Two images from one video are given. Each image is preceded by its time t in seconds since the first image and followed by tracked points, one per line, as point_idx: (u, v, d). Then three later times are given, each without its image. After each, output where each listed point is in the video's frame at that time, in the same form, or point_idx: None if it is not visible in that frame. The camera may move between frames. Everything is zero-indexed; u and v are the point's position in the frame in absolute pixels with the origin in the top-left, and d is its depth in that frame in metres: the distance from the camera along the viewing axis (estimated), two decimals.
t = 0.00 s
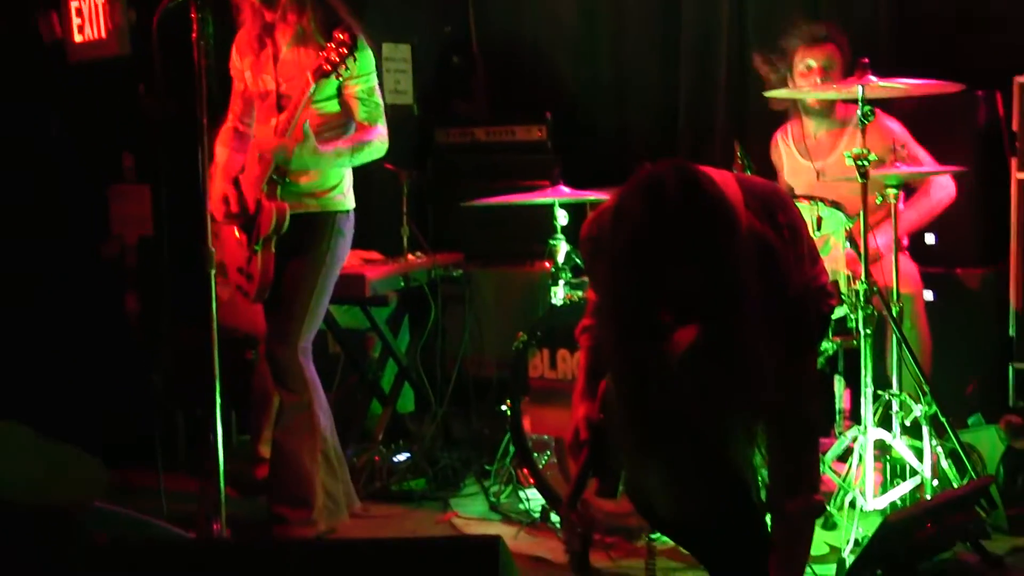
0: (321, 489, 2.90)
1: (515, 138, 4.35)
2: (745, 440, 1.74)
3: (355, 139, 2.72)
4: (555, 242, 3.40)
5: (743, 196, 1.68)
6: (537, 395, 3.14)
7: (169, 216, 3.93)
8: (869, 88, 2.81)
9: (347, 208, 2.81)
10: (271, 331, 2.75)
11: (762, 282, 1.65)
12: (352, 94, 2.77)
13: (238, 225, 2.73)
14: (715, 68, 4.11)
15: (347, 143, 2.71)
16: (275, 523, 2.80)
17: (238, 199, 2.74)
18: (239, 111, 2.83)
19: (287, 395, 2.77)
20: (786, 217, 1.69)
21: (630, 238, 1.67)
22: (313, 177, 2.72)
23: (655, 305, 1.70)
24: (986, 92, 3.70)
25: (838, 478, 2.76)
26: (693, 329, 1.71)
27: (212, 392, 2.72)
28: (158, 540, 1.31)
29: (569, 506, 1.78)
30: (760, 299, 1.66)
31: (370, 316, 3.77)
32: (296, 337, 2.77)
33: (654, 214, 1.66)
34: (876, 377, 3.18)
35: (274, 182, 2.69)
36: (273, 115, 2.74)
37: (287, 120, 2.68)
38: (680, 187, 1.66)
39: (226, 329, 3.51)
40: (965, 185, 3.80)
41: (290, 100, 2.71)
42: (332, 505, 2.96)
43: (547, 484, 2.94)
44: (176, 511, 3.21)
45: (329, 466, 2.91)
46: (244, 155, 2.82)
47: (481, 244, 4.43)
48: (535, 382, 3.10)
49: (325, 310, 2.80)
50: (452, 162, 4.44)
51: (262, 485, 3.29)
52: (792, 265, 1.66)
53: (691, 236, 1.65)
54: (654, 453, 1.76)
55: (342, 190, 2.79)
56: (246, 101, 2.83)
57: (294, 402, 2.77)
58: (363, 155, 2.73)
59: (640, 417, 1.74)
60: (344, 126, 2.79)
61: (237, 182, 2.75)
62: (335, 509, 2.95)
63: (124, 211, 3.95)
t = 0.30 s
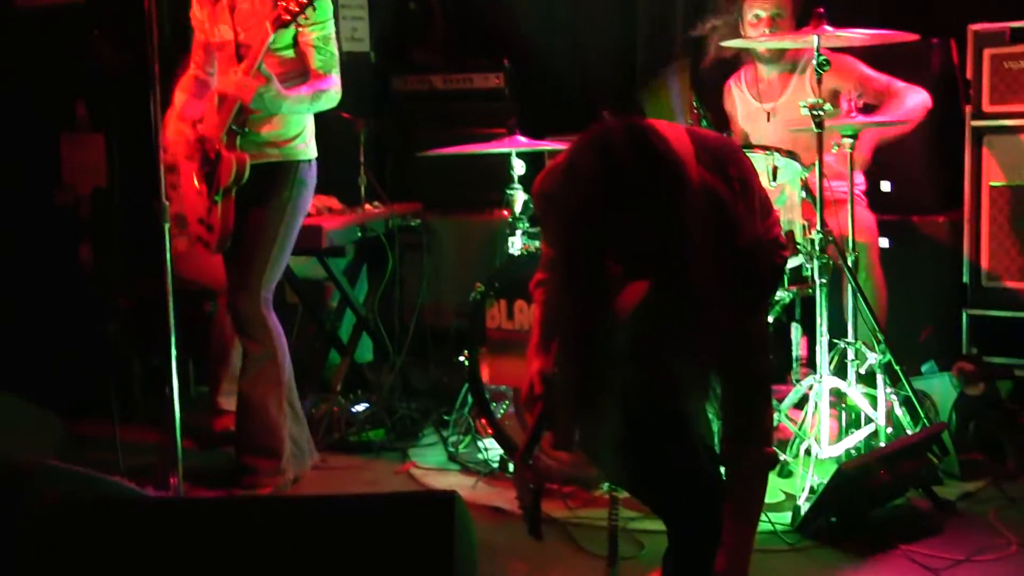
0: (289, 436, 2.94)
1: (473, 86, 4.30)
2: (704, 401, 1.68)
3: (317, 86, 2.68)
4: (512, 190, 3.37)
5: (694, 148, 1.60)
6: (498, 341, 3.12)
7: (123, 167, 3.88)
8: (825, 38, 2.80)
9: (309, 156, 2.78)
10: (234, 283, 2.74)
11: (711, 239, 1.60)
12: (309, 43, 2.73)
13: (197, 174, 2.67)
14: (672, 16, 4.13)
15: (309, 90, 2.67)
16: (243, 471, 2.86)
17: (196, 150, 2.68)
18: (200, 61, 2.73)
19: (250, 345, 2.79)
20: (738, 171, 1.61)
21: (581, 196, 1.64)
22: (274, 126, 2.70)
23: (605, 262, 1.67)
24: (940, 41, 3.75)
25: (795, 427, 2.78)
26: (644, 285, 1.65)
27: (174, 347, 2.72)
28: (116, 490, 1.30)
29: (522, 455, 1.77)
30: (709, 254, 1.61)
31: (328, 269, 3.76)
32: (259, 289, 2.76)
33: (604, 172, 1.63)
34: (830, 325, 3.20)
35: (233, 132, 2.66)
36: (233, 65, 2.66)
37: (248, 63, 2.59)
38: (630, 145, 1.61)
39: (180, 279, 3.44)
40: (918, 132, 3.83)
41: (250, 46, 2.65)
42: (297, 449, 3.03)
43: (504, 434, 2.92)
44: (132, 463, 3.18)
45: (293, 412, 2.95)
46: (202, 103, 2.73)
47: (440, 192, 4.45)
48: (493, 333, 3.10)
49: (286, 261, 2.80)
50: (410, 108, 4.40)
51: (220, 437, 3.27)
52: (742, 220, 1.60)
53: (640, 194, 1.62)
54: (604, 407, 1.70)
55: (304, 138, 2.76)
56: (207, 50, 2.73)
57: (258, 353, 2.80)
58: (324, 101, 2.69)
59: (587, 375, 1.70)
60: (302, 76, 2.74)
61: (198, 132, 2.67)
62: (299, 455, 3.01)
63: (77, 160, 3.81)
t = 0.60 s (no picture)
0: (270, 413, 2.93)
1: (428, 56, 4.30)
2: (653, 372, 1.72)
3: (268, 60, 2.62)
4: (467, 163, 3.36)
5: (645, 125, 1.60)
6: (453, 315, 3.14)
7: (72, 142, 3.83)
8: (778, 9, 2.79)
9: (271, 126, 2.73)
10: (213, 259, 2.71)
11: (661, 216, 1.61)
12: (262, 15, 2.66)
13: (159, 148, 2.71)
14: None
15: (260, 65, 2.60)
16: (218, 444, 2.85)
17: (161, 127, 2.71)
18: (161, 30, 2.79)
19: (231, 322, 2.78)
20: (689, 146, 1.60)
21: (532, 177, 1.62)
22: (232, 98, 2.64)
23: (557, 246, 1.65)
24: (892, 10, 3.77)
25: (750, 398, 2.78)
26: (595, 263, 1.65)
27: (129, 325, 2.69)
28: (60, 477, 1.28)
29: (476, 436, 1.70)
30: (660, 231, 1.61)
31: (284, 243, 3.72)
32: (239, 263, 2.74)
33: (554, 151, 1.60)
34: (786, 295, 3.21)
35: (189, 108, 2.64)
36: (188, 39, 2.65)
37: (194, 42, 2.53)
38: (581, 124, 1.59)
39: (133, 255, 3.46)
40: (873, 101, 3.85)
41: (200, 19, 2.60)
42: (277, 427, 3.00)
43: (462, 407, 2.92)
44: (87, 442, 3.16)
45: (273, 390, 2.93)
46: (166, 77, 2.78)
47: (395, 163, 4.41)
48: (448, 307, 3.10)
49: (261, 235, 2.79)
50: (363, 78, 4.38)
51: (177, 414, 3.24)
52: (693, 199, 1.60)
53: (590, 174, 1.60)
54: (557, 385, 1.71)
55: (265, 109, 2.71)
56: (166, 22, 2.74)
57: (239, 329, 2.78)
58: (274, 76, 2.63)
59: (538, 357, 1.68)
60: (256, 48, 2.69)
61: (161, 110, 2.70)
62: (280, 432, 2.98)
63: (25, 134, 3.71)
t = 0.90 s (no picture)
0: (236, 390, 2.91)
1: (396, 29, 4.27)
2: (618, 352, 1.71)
3: (239, 32, 2.60)
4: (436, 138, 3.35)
5: (612, 105, 1.60)
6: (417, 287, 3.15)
7: (37, 114, 3.81)
8: None
9: (241, 100, 2.71)
10: (189, 234, 2.71)
11: (627, 200, 1.60)
12: None
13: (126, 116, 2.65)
14: None
15: (229, 36, 2.59)
16: (185, 421, 2.86)
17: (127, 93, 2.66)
18: None
19: (203, 299, 2.78)
20: (656, 129, 1.60)
21: (500, 158, 1.63)
22: (202, 70, 2.63)
23: (525, 225, 1.67)
24: None
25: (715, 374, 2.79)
26: (562, 243, 1.66)
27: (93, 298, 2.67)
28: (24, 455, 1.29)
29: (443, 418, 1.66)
30: (627, 214, 1.61)
31: (251, 217, 3.69)
32: (212, 240, 2.74)
33: (521, 132, 1.61)
34: (753, 274, 3.23)
35: (157, 76, 2.60)
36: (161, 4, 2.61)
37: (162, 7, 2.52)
38: (548, 105, 1.60)
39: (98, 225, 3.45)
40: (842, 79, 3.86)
41: None
42: (242, 405, 2.96)
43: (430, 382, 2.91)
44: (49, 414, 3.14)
45: (240, 368, 2.90)
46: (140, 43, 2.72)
47: (363, 136, 4.39)
48: (416, 282, 3.11)
49: (232, 210, 2.78)
50: (332, 49, 4.36)
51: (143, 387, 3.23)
52: (660, 180, 1.59)
53: (557, 155, 1.61)
54: (526, 366, 1.72)
55: (237, 82, 2.69)
56: None
57: (211, 305, 2.78)
58: (243, 49, 2.61)
59: (510, 338, 1.69)
60: (231, 19, 2.65)
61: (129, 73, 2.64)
62: (245, 411, 2.96)
63: None
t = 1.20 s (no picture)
0: (216, 362, 2.92)
1: None
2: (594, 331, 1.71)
3: (219, 3, 2.55)
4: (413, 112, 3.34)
5: (590, 84, 1.61)
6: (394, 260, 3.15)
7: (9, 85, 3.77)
8: None
9: (212, 73, 2.68)
10: (172, 207, 2.71)
11: (603, 179, 1.61)
12: None
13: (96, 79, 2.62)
14: None
15: (209, 5, 2.54)
16: (162, 393, 2.83)
17: (99, 55, 2.62)
18: None
19: (186, 272, 2.77)
20: (634, 109, 1.62)
21: (476, 137, 1.62)
22: (178, 41, 2.60)
23: (501, 204, 1.66)
24: None
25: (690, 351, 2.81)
26: (537, 223, 1.65)
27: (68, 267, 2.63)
28: None
29: (419, 392, 1.65)
30: (604, 195, 1.61)
31: (226, 189, 3.67)
32: (194, 213, 2.74)
33: (498, 111, 1.60)
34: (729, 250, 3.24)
35: (132, 41, 2.56)
36: None
37: None
38: (525, 86, 1.59)
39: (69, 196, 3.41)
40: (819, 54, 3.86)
41: None
42: (221, 377, 2.97)
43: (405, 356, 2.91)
44: (23, 386, 3.13)
45: (220, 339, 2.91)
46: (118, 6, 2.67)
47: (339, 108, 4.39)
48: (392, 257, 3.11)
49: (211, 184, 2.76)
50: (310, 20, 4.34)
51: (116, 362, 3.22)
52: (636, 160, 1.61)
53: (533, 136, 1.60)
54: (504, 345, 1.72)
55: (209, 54, 2.66)
56: None
57: (193, 278, 2.78)
58: (223, 20, 2.57)
59: (491, 316, 1.69)
60: None
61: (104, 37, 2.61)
62: (224, 383, 2.97)
63: None
